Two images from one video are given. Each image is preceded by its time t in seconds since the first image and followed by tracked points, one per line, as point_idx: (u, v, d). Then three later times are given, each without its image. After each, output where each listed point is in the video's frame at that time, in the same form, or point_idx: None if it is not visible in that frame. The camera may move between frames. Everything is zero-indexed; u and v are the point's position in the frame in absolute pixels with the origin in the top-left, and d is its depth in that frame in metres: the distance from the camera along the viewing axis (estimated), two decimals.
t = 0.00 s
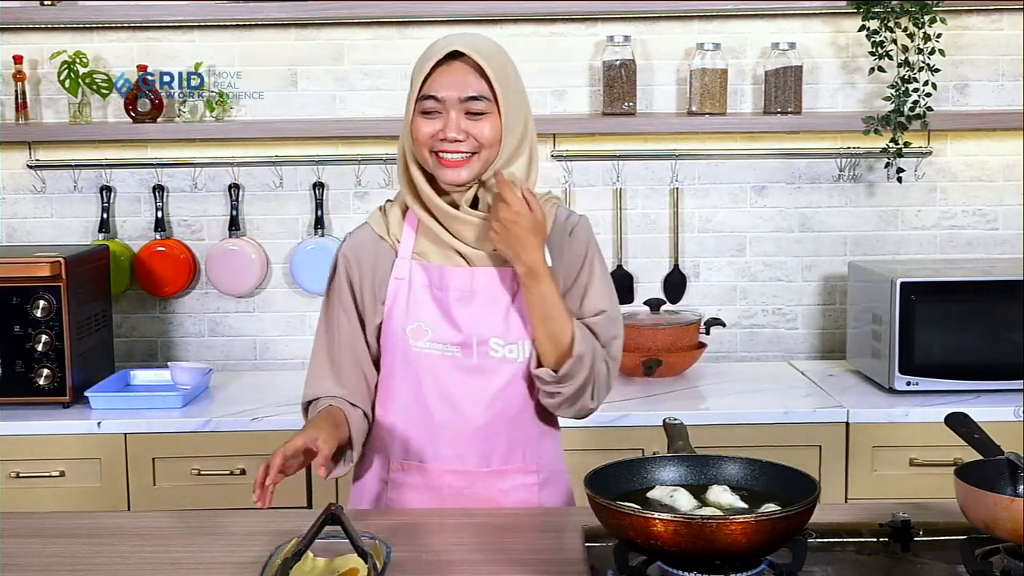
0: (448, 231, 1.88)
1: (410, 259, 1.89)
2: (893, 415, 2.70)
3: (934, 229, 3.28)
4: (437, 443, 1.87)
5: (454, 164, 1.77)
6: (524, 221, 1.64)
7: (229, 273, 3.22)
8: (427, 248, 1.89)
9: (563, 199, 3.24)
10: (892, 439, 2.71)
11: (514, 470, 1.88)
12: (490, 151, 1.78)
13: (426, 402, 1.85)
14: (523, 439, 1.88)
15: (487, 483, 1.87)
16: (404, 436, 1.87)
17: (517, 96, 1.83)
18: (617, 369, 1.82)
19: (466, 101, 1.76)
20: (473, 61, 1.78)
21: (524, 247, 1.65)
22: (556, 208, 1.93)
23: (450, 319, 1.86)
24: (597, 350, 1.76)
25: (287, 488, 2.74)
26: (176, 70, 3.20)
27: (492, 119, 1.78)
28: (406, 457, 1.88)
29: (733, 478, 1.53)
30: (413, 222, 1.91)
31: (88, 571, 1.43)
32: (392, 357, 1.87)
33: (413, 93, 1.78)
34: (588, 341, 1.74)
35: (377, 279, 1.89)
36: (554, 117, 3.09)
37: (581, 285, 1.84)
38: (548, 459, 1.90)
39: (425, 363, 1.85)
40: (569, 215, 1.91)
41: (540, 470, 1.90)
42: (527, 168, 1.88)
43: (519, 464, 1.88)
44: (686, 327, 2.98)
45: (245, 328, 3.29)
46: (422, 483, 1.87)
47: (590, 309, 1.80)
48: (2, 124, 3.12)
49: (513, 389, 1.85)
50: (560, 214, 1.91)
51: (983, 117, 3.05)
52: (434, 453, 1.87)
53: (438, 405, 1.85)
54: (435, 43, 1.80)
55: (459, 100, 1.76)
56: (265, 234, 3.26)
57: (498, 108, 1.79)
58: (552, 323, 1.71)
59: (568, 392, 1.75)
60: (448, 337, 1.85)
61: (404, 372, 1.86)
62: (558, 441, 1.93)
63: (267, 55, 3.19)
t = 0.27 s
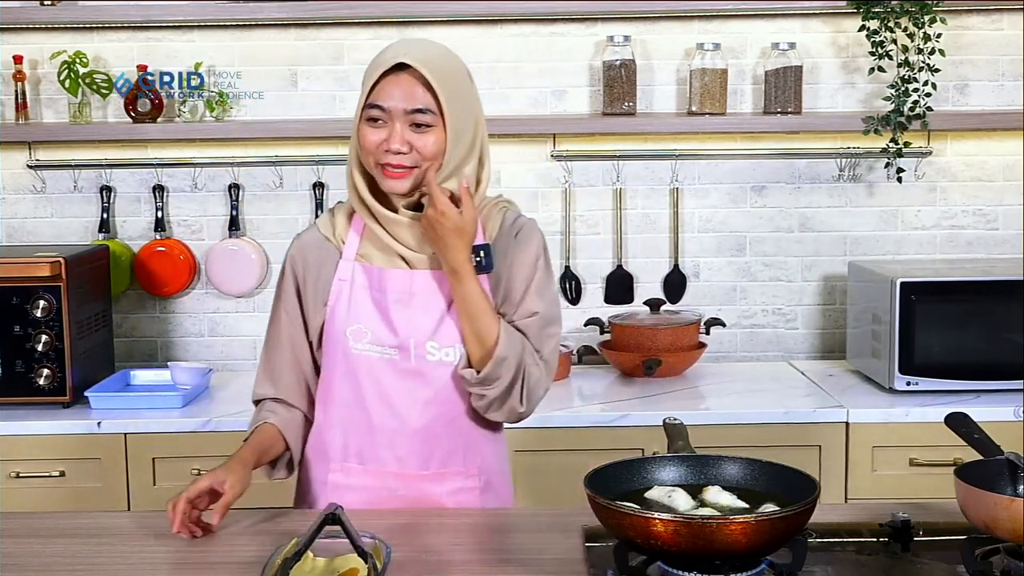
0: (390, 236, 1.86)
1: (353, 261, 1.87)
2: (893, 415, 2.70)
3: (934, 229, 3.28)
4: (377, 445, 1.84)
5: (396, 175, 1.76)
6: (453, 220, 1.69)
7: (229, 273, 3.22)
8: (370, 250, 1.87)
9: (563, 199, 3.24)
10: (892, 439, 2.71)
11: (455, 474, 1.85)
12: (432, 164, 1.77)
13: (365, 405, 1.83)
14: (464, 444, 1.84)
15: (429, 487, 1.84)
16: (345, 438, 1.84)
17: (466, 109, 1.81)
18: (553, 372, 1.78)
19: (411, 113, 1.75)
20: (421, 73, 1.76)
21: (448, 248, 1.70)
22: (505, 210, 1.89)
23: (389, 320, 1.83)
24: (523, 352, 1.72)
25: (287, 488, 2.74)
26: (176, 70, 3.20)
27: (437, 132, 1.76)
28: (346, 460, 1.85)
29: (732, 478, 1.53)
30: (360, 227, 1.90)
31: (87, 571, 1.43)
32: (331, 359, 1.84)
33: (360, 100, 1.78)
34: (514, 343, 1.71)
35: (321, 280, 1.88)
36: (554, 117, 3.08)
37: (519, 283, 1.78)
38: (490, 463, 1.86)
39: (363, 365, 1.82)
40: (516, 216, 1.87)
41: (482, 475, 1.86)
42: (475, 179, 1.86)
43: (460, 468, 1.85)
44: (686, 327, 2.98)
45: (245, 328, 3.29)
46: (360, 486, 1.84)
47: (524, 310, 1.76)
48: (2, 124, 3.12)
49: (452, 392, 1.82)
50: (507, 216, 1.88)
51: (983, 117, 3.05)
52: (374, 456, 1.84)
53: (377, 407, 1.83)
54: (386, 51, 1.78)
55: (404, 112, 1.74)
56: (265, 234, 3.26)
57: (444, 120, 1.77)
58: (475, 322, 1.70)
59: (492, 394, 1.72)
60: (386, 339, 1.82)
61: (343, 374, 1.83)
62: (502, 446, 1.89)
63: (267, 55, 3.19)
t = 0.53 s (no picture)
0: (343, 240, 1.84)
1: (307, 265, 1.84)
2: (893, 415, 2.70)
3: (934, 229, 3.28)
4: (335, 450, 1.82)
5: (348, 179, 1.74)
6: (404, 222, 1.69)
7: (229, 273, 3.23)
8: (323, 254, 1.85)
9: (563, 199, 3.24)
10: (892, 439, 2.71)
11: (414, 474, 1.84)
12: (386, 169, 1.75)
13: (322, 410, 1.80)
14: (423, 444, 1.83)
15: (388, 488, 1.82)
16: (303, 444, 1.82)
17: (421, 114, 1.79)
18: (504, 375, 1.78)
19: (365, 118, 1.72)
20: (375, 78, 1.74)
21: (395, 250, 1.70)
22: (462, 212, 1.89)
23: (343, 325, 1.80)
24: (472, 352, 1.73)
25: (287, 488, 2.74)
26: (176, 70, 3.20)
27: (391, 138, 1.74)
28: (306, 465, 1.83)
29: (732, 478, 1.53)
30: (313, 231, 1.87)
31: (88, 571, 1.43)
32: (286, 365, 1.82)
33: (314, 102, 1.75)
34: (461, 344, 1.71)
35: (275, 284, 1.85)
36: (554, 117, 3.09)
37: (470, 286, 1.79)
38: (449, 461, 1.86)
39: (319, 370, 1.79)
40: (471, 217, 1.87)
41: (441, 474, 1.86)
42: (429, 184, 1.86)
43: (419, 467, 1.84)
44: (687, 327, 2.98)
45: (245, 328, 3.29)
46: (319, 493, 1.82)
47: (474, 311, 1.77)
48: (2, 124, 3.12)
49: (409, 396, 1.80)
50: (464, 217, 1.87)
51: (983, 117, 3.05)
52: (333, 460, 1.82)
53: (334, 412, 1.80)
54: (341, 53, 1.75)
55: (358, 116, 1.72)
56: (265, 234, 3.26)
57: (398, 125, 1.75)
58: (424, 324, 1.70)
59: (441, 396, 1.73)
60: (340, 344, 1.79)
61: (298, 380, 1.80)
62: (459, 440, 1.89)
63: (267, 55, 3.19)
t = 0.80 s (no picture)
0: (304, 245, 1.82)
1: (271, 271, 1.84)
2: (893, 415, 2.70)
3: (934, 229, 3.28)
4: (312, 455, 1.81)
5: (304, 180, 1.71)
6: (365, 224, 1.66)
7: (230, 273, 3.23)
8: (287, 260, 1.83)
9: (563, 199, 3.25)
10: (892, 439, 2.71)
11: (393, 476, 1.83)
12: (343, 169, 1.73)
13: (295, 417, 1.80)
14: (400, 445, 1.83)
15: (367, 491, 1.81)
16: (280, 450, 1.82)
17: (378, 115, 1.77)
18: (475, 373, 1.78)
19: (321, 117, 1.70)
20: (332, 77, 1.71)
21: (358, 253, 1.68)
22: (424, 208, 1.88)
23: (311, 332, 1.79)
24: (443, 354, 1.73)
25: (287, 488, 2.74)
26: (176, 70, 3.20)
27: (347, 138, 1.72)
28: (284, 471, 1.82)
29: (733, 478, 1.53)
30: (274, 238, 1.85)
31: (88, 571, 1.43)
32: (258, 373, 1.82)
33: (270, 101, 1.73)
34: (432, 346, 1.71)
35: (240, 288, 1.86)
36: (554, 117, 3.09)
37: (438, 286, 1.79)
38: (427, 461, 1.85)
39: (290, 378, 1.79)
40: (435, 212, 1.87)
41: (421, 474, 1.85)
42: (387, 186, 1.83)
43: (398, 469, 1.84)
44: (687, 327, 2.98)
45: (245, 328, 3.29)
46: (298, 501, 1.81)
47: (442, 311, 1.77)
48: (2, 124, 3.12)
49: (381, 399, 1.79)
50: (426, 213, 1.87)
51: (983, 117, 3.05)
52: (311, 465, 1.82)
53: (308, 419, 1.80)
54: (296, 52, 1.73)
55: (314, 116, 1.70)
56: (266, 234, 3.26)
57: (355, 125, 1.73)
58: (392, 327, 1.69)
59: (414, 399, 1.73)
60: (310, 351, 1.78)
61: (271, 387, 1.80)
62: (437, 439, 1.88)
63: (267, 55, 3.19)
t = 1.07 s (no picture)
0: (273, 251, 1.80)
1: (242, 278, 1.81)
2: (893, 415, 2.70)
3: (934, 229, 3.28)
4: (293, 460, 1.82)
5: (268, 179, 1.69)
6: (325, 230, 1.67)
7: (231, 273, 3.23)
8: (257, 266, 1.81)
9: (564, 199, 3.25)
10: (892, 439, 2.71)
11: (375, 477, 1.84)
12: (308, 170, 1.70)
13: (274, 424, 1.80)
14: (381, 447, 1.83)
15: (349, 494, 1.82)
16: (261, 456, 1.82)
17: (347, 117, 1.75)
18: (441, 383, 1.76)
19: (286, 115, 1.69)
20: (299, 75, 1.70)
21: (320, 261, 1.68)
22: (400, 211, 1.86)
23: (286, 340, 1.78)
24: (404, 364, 1.70)
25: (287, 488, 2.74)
26: (176, 70, 3.20)
27: (313, 138, 1.70)
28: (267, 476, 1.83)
29: (732, 478, 1.53)
30: (244, 242, 1.82)
31: (88, 571, 1.43)
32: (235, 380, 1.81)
33: (238, 99, 1.72)
34: (392, 358, 1.69)
35: (214, 291, 1.85)
36: (554, 117, 3.09)
37: (404, 293, 1.80)
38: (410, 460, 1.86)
39: (266, 386, 1.79)
40: (409, 215, 1.85)
41: (403, 473, 1.86)
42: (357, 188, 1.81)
43: (380, 470, 1.84)
44: (687, 327, 2.98)
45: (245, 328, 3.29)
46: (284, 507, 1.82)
47: (407, 319, 1.76)
48: (2, 124, 3.12)
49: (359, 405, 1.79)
50: (400, 217, 1.85)
51: (983, 117, 3.05)
52: (293, 469, 1.82)
53: (286, 426, 1.80)
54: (266, 51, 1.73)
55: (279, 113, 1.68)
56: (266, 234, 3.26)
57: (321, 125, 1.71)
58: (355, 337, 1.68)
59: (374, 409, 1.71)
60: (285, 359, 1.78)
61: (249, 395, 1.80)
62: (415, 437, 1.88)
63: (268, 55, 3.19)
